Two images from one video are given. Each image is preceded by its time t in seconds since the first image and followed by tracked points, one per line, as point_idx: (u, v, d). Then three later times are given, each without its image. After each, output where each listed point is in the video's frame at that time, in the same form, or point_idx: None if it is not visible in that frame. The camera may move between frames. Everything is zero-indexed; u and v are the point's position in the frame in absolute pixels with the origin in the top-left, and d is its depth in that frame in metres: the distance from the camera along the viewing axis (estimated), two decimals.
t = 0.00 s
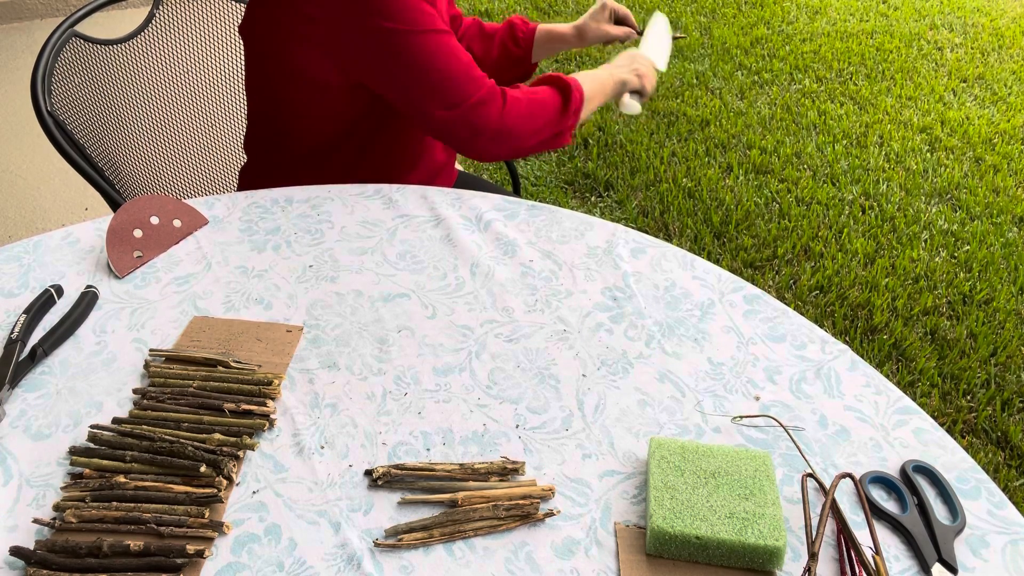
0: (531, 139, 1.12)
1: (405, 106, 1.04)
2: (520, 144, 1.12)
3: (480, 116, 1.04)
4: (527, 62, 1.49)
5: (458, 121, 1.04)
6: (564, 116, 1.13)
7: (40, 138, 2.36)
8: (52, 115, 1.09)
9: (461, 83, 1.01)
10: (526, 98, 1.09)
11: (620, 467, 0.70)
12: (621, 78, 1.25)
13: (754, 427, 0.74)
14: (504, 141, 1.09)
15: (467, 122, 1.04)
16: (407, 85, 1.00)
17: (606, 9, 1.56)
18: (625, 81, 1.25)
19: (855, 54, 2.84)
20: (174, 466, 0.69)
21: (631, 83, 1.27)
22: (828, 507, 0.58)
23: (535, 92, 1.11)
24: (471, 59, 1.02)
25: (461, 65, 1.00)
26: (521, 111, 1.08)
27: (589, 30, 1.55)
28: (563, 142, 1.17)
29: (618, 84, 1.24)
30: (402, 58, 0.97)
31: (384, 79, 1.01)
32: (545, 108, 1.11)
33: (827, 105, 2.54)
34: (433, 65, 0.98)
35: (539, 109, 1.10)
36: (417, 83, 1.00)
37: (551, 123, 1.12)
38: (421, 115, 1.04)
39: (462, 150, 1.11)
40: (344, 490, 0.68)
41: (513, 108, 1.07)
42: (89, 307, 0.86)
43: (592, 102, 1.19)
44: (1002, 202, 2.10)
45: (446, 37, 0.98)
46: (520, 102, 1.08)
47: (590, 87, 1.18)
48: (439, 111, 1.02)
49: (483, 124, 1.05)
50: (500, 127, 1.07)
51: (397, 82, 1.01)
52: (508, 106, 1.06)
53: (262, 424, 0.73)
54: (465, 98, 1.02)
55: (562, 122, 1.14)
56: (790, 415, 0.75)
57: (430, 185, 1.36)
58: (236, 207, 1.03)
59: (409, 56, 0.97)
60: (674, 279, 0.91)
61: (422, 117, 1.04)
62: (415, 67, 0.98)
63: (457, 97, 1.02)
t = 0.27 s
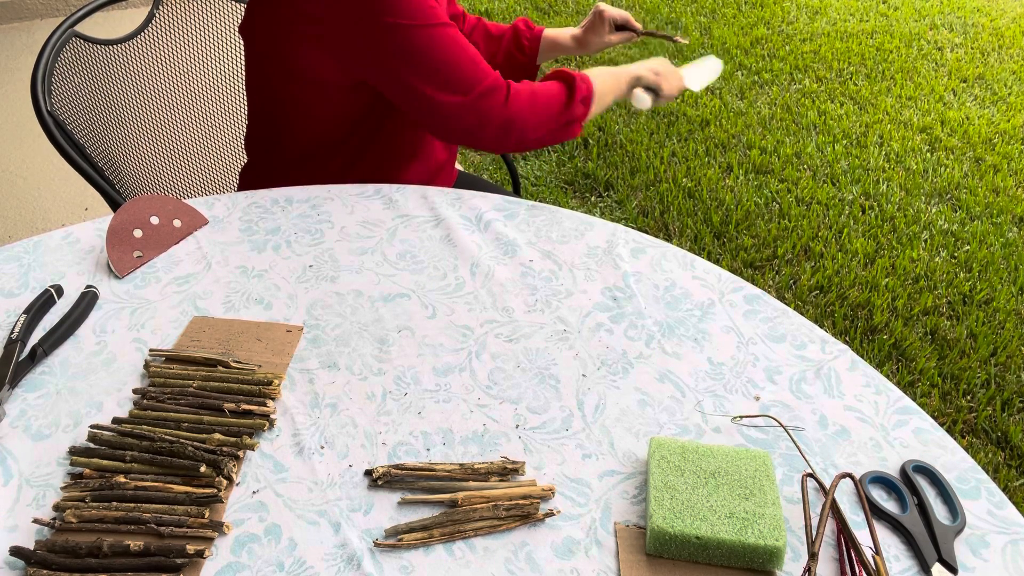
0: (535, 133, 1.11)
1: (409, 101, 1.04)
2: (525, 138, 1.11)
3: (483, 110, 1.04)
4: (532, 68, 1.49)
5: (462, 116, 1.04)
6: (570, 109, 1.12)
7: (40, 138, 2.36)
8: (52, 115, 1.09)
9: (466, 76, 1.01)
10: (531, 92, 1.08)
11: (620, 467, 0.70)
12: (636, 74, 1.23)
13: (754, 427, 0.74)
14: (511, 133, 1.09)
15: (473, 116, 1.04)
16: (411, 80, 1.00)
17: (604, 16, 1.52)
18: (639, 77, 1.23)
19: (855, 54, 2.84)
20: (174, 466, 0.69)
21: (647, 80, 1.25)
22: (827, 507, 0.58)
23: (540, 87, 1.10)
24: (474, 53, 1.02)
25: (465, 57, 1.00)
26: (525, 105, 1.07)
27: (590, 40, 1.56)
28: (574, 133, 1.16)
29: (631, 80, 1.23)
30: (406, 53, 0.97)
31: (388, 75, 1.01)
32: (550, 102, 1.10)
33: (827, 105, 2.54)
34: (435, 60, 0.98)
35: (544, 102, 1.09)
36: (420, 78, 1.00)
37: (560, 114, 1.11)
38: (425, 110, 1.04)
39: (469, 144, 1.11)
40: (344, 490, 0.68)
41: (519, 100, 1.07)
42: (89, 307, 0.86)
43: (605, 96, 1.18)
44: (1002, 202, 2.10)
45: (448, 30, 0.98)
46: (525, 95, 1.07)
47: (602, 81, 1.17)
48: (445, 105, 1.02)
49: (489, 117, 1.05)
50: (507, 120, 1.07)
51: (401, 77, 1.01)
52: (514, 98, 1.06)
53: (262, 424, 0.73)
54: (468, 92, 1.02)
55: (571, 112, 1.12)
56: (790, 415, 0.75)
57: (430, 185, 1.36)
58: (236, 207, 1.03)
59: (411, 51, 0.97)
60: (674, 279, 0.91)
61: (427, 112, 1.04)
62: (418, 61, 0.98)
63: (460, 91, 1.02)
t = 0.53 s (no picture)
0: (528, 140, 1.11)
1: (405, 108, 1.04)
2: (519, 146, 1.12)
3: (478, 116, 1.04)
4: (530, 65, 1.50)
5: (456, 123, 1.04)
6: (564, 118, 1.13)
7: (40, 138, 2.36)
8: (52, 115, 1.09)
9: (462, 84, 1.01)
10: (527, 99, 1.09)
11: (620, 467, 0.70)
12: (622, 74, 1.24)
13: (754, 427, 0.74)
14: (505, 143, 1.09)
15: (468, 124, 1.05)
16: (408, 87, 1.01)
17: (600, 12, 1.53)
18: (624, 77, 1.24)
19: (855, 54, 2.84)
20: (174, 466, 0.69)
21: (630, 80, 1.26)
22: (828, 507, 0.58)
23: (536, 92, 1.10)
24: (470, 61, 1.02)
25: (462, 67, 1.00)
26: (521, 111, 1.08)
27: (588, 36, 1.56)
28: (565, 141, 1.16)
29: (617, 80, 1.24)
30: (402, 60, 0.97)
31: (385, 80, 1.02)
32: (545, 109, 1.10)
33: (827, 105, 2.54)
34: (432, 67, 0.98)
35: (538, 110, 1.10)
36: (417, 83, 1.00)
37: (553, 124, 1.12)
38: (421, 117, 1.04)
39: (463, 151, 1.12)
40: (344, 489, 0.68)
41: (515, 110, 1.07)
42: (89, 307, 0.86)
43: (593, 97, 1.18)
44: (1001, 202, 2.10)
45: (446, 38, 0.98)
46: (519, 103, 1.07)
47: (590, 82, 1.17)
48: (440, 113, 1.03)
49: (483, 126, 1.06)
50: (502, 129, 1.07)
51: (398, 83, 1.01)
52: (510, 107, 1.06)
53: (262, 424, 0.73)
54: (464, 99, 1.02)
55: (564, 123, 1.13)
56: (790, 415, 0.75)
57: (430, 185, 1.36)
58: (236, 207, 1.03)
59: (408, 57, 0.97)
60: (674, 279, 0.91)
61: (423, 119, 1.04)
62: (415, 69, 0.98)
63: (456, 98, 1.02)
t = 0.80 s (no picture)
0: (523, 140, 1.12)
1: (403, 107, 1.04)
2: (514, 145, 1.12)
3: (475, 117, 1.05)
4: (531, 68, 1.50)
5: (453, 123, 1.04)
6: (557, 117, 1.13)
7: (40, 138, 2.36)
8: (52, 115, 1.09)
9: (459, 84, 1.01)
10: (523, 99, 1.09)
11: (620, 467, 0.70)
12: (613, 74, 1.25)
13: (754, 427, 0.74)
14: (502, 143, 1.10)
15: (465, 124, 1.05)
16: (405, 87, 1.01)
17: (601, 17, 1.53)
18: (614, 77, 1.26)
19: (855, 54, 2.84)
20: (174, 466, 0.69)
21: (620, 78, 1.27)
22: (828, 507, 0.58)
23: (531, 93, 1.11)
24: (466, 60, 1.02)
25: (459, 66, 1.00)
26: (517, 112, 1.08)
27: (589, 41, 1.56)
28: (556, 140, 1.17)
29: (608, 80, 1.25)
30: (400, 60, 0.98)
31: (383, 80, 1.02)
32: (539, 109, 1.11)
33: (827, 105, 2.54)
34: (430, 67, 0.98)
35: (533, 110, 1.10)
36: (415, 84, 1.00)
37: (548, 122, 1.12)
38: (418, 116, 1.05)
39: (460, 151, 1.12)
40: (344, 489, 0.68)
41: (512, 109, 1.07)
42: (89, 307, 0.86)
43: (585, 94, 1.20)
44: (1001, 202, 2.10)
45: (443, 37, 0.99)
46: (515, 104, 1.08)
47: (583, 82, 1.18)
48: (437, 113, 1.03)
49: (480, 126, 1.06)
50: (497, 129, 1.07)
51: (395, 83, 1.01)
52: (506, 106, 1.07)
53: (262, 424, 0.73)
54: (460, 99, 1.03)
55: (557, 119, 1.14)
56: (790, 415, 0.75)
57: (430, 185, 1.36)
58: (236, 207, 1.03)
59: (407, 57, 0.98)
60: (674, 279, 0.91)
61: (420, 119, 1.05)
62: (413, 69, 0.99)
63: (453, 98, 1.02)
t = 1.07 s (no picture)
0: (516, 144, 1.12)
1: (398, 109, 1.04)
2: (507, 149, 1.12)
3: (470, 120, 1.05)
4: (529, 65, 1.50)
5: (448, 127, 1.05)
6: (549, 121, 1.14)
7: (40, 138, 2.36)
8: (52, 115, 1.09)
9: (455, 89, 1.01)
10: (517, 104, 1.09)
11: (620, 467, 0.70)
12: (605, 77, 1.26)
13: (754, 427, 0.74)
14: (494, 147, 1.10)
15: (459, 127, 1.05)
16: (402, 89, 1.01)
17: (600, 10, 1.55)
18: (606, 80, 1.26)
19: (855, 54, 2.84)
20: (174, 466, 0.69)
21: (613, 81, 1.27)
22: (828, 507, 0.58)
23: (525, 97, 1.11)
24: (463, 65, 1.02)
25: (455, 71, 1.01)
26: (511, 116, 1.08)
27: (587, 33, 1.55)
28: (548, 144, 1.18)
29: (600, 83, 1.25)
30: (397, 63, 0.98)
31: (380, 83, 1.02)
32: (533, 113, 1.11)
33: (827, 105, 2.54)
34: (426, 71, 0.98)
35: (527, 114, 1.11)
36: (411, 87, 1.00)
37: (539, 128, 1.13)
38: (413, 119, 1.05)
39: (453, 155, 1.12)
40: (344, 489, 0.68)
41: (505, 113, 1.08)
42: (89, 307, 0.86)
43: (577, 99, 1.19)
44: (1001, 202, 2.10)
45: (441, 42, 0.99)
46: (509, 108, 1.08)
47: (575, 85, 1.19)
48: (432, 116, 1.03)
49: (474, 130, 1.06)
50: (491, 133, 1.08)
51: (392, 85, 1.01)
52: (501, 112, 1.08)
53: (262, 424, 0.73)
54: (456, 103, 1.03)
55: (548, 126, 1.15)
56: (790, 415, 0.75)
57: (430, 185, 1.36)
58: (236, 207, 1.03)
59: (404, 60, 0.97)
60: (674, 279, 0.91)
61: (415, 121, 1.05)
62: (410, 72, 0.99)
63: (448, 102, 1.02)
